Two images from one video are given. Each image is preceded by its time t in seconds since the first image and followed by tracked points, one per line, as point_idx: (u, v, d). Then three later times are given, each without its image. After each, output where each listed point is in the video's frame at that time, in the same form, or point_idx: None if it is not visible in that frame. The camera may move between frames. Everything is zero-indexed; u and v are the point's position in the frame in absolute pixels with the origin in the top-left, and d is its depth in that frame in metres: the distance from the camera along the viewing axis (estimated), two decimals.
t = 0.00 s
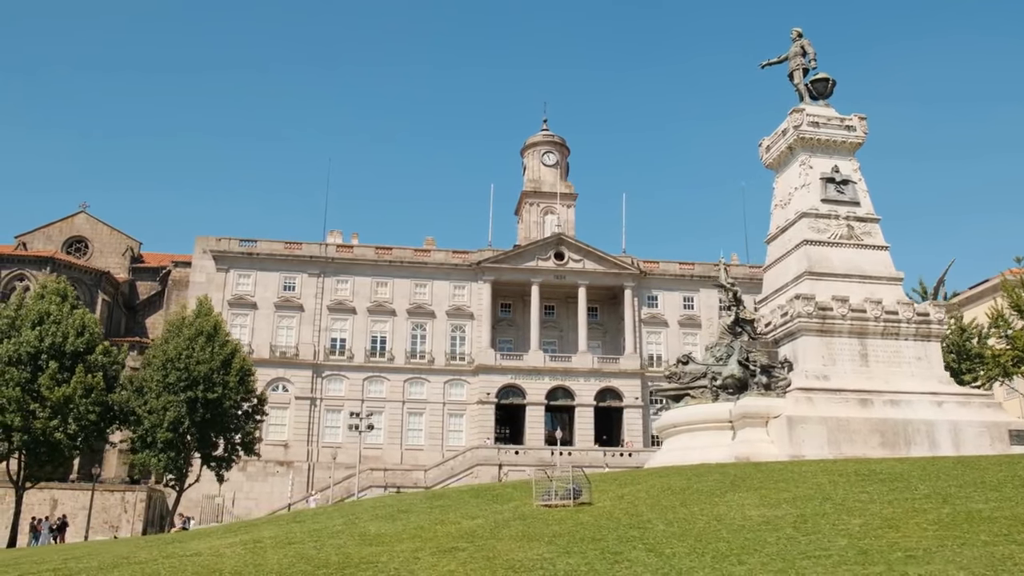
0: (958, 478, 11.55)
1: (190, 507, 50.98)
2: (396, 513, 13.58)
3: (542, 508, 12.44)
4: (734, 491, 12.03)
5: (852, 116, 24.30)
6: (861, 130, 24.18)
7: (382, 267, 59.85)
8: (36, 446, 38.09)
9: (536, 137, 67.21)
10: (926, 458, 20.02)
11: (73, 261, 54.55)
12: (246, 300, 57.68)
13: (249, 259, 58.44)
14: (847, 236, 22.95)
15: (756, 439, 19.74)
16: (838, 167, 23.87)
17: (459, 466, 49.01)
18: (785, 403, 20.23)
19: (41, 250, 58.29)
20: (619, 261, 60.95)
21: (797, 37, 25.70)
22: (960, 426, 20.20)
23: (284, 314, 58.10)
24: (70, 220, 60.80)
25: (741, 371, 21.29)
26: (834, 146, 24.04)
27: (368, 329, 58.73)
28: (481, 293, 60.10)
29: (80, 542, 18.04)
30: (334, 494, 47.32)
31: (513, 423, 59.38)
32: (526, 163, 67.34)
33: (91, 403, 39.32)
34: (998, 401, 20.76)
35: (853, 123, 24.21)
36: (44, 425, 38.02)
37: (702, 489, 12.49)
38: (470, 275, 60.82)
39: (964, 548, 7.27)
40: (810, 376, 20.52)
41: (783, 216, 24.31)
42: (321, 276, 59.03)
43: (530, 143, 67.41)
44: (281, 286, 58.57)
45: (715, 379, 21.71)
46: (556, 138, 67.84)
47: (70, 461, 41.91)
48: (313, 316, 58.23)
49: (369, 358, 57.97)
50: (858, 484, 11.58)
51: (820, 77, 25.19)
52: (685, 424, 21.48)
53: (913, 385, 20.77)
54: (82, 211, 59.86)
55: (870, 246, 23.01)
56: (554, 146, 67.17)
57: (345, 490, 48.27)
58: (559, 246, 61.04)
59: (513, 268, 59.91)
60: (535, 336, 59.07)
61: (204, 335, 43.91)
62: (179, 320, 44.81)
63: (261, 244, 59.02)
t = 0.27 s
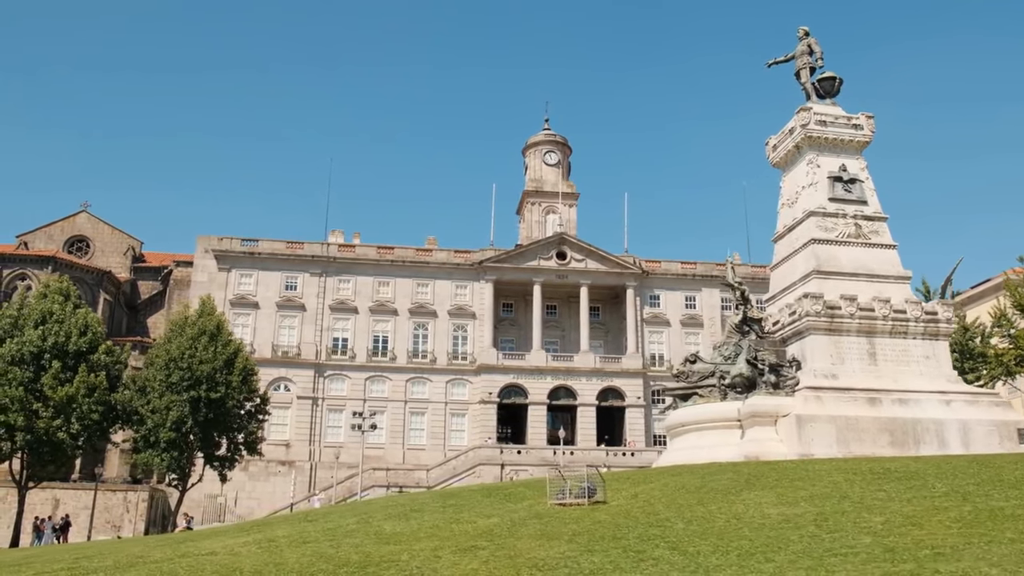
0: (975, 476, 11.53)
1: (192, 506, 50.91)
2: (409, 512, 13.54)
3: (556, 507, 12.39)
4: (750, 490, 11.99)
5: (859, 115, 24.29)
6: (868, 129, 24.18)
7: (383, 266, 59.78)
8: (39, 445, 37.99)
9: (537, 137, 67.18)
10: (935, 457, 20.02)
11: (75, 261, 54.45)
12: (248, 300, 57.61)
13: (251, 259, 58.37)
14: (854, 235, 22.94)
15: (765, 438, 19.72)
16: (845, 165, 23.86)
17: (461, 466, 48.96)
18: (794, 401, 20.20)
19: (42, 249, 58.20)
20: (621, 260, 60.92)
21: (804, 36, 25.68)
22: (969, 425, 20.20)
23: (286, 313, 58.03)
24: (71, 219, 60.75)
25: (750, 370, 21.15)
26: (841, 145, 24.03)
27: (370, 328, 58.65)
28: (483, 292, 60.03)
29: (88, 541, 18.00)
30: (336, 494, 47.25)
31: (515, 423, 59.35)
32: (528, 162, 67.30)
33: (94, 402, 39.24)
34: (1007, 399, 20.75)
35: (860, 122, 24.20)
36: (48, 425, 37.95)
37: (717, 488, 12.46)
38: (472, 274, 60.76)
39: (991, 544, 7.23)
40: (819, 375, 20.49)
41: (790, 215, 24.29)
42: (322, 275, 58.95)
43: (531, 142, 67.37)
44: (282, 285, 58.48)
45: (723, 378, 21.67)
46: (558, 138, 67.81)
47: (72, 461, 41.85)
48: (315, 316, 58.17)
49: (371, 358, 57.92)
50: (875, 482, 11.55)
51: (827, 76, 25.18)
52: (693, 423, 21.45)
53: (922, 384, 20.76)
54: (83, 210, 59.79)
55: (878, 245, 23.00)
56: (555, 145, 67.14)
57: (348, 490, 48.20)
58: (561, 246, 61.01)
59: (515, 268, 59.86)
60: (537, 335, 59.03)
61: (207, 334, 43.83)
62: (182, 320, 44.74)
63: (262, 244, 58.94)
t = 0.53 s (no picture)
0: (990, 475, 11.50)
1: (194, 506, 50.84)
2: (420, 511, 13.49)
3: (569, 506, 12.35)
4: (764, 489, 11.95)
5: (865, 114, 24.25)
6: (874, 128, 24.14)
7: (385, 266, 59.69)
8: (41, 445, 37.91)
9: (539, 136, 67.12)
10: (943, 456, 20.01)
11: (76, 260, 54.37)
12: (250, 299, 57.53)
13: (252, 258, 58.30)
14: (861, 234, 22.91)
15: (773, 437, 19.72)
16: (852, 164, 23.83)
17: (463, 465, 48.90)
18: (801, 400, 20.17)
19: (43, 249, 58.11)
20: (623, 260, 60.87)
21: (810, 35, 25.63)
22: (977, 423, 20.18)
23: (287, 313, 57.96)
24: (73, 219, 60.71)
25: (757, 369, 21.13)
26: (847, 144, 24.00)
27: (372, 328, 58.56)
28: (484, 292, 59.97)
29: (96, 541, 17.94)
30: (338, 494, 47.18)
31: (517, 423, 59.32)
32: (529, 162, 67.24)
33: (97, 402, 39.20)
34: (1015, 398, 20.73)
35: (866, 121, 24.17)
36: (50, 424, 37.89)
37: (730, 487, 12.43)
38: (474, 274, 60.69)
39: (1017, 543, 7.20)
40: (826, 374, 20.45)
41: (796, 214, 24.26)
42: (324, 275, 58.87)
43: (533, 142, 67.31)
44: (284, 285, 58.41)
45: (731, 378, 21.62)
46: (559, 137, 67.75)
47: (74, 461, 41.80)
48: (317, 315, 58.09)
49: (373, 357, 57.84)
50: (890, 481, 11.50)
51: (833, 74, 25.14)
52: (700, 422, 21.42)
53: (929, 382, 20.74)
54: (84, 210, 59.72)
55: (884, 243, 22.97)
56: (557, 145, 67.09)
57: (350, 490, 48.13)
58: (562, 245, 60.97)
59: (516, 267, 59.81)
60: (539, 335, 59.00)
61: (209, 334, 43.76)
62: (184, 319, 44.65)
63: (264, 244, 58.87)
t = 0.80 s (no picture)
0: (1005, 473, 11.45)
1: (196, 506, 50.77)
2: (431, 510, 13.43)
3: (582, 505, 12.29)
4: (778, 487, 11.89)
5: (871, 113, 24.22)
6: (880, 126, 24.11)
7: (387, 266, 59.60)
8: (43, 445, 37.81)
9: (540, 136, 67.05)
10: (952, 455, 19.99)
11: (78, 260, 54.29)
12: (251, 299, 57.45)
13: (254, 258, 58.23)
14: (867, 232, 22.87)
15: (781, 436, 19.68)
16: (858, 163, 23.79)
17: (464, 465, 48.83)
18: (809, 399, 20.13)
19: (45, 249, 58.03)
20: (625, 259, 60.80)
21: (815, 33, 25.59)
22: (985, 422, 20.18)
23: (289, 312, 57.88)
24: (74, 218, 60.63)
25: (765, 368, 21.08)
26: (853, 142, 23.96)
27: (373, 327, 58.47)
28: (486, 291, 59.91)
29: (102, 540, 17.87)
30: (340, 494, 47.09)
31: (518, 422, 59.26)
32: (531, 161, 67.17)
33: (99, 402, 39.14)
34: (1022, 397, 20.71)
35: (872, 120, 24.13)
36: (53, 424, 37.80)
37: (743, 485, 12.37)
38: (475, 273, 60.61)
39: None
40: (834, 373, 20.40)
41: (803, 213, 24.21)
42: (326, 275, 58.79)
43: (534, 141, 67.24)
44: (286, 285, 58.32)
45: (738, 376, 21.56)
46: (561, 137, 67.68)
47: (77, 461, 41.73)
48: (318, 315, 58.01)
49: (375, 357, 57.76)
50: (905, 480, 11.45)
51: (839, 73, 25.10)
52: (708, 421, 21.38)
53: (937, 381, 20.70)
54: (86, 209, 59.65)
55: (891, 242, 22.93)
56: (559, 144, 67.03)
57: (352, 489, 48.04)
58: (564, 245, 60.91)
59: (518, 267, 59.75)
60: (540, 335, 58.95)
61: (212, 334, 43.68)
62: (186, 319, 44.56)
63: (265, 243, 58.80)
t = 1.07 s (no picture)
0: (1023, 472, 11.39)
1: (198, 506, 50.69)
2: (443, 510, 13.38)
3: (596, 504, 12.24)
4: (793, 486, 11.84)
5: (878, 111, 24.16)
6: (888, 125, 24.05)
7: (389, 265, 59.50)
8: (46, 445, 37.71)
9: (542, 135, 66.99)
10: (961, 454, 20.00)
11: (79, 259, 54.22)
12: (253, 299, 57.35)
13: (256, 257, 58.14)
14: (875, 231, 22.82)
15: (791, 435, 19.67)
16: (866, 162, 23.73)
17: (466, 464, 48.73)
18: (818, 398, 20.10)
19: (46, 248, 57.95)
20: (627, 258, 60.74)
21: (822, 32, 25.53)
22: (994, 422, 20.19)
23: (291, 312, 57.80)
24: (75, 217, 60.53)
25: (773, 367, 21.04)
26: (861, 141, 23.91)
27: (375, 327, 58.37)
28: (488, 291, 59.85)
29: (110, 541, 17.81)
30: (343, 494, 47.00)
31: (520, 422, 59.20)
32: (532, 161, 67.11)
33: (101, 401, 39.04)
34: None
35: (880, 118, 24.07)
36: (55, 423, 37.70)
37: (758, 484, 12.32)
38: (477, 273, 60.55)
39: None
40: (842, 371, 20.36)
41: (810, 211, 24.15)
42: (327, 274, 58.71)
43: (536, 140, 67.18)
44: (287, 284, 58.24)
45: (746, 375, 21.49)
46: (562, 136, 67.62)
47: (79, 460, 41.64)
48: (320, 314, 57.92)
49: (377, 356, 57.67)
50: (923, 478, 11.39)
51: (846, 71, 25.04)
52: (716, 420, 21.33)
53: (946, 380, 20.67)
54: (87, 209, 59.59)
55: (899, 241, 22.88)
56: (560, 144, 66.96)
57: (354, 489, 47.95)
58: (566, 244, 60.86)
59: (520, 266, 59.70)
60: (542, 334, 58.89)
61: (215, 333, 43.60)
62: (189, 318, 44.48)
63: (267, 243, 58.72)
